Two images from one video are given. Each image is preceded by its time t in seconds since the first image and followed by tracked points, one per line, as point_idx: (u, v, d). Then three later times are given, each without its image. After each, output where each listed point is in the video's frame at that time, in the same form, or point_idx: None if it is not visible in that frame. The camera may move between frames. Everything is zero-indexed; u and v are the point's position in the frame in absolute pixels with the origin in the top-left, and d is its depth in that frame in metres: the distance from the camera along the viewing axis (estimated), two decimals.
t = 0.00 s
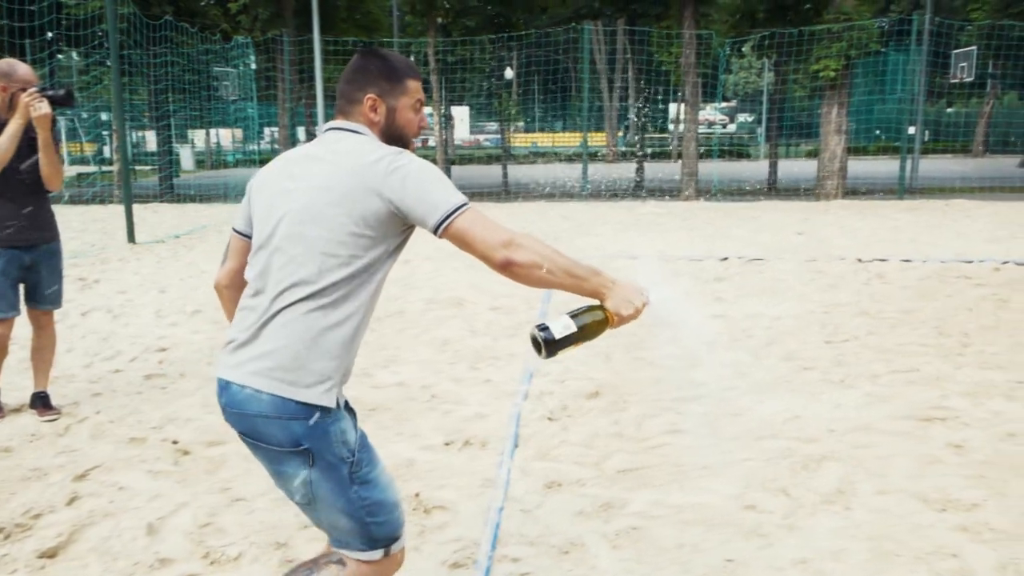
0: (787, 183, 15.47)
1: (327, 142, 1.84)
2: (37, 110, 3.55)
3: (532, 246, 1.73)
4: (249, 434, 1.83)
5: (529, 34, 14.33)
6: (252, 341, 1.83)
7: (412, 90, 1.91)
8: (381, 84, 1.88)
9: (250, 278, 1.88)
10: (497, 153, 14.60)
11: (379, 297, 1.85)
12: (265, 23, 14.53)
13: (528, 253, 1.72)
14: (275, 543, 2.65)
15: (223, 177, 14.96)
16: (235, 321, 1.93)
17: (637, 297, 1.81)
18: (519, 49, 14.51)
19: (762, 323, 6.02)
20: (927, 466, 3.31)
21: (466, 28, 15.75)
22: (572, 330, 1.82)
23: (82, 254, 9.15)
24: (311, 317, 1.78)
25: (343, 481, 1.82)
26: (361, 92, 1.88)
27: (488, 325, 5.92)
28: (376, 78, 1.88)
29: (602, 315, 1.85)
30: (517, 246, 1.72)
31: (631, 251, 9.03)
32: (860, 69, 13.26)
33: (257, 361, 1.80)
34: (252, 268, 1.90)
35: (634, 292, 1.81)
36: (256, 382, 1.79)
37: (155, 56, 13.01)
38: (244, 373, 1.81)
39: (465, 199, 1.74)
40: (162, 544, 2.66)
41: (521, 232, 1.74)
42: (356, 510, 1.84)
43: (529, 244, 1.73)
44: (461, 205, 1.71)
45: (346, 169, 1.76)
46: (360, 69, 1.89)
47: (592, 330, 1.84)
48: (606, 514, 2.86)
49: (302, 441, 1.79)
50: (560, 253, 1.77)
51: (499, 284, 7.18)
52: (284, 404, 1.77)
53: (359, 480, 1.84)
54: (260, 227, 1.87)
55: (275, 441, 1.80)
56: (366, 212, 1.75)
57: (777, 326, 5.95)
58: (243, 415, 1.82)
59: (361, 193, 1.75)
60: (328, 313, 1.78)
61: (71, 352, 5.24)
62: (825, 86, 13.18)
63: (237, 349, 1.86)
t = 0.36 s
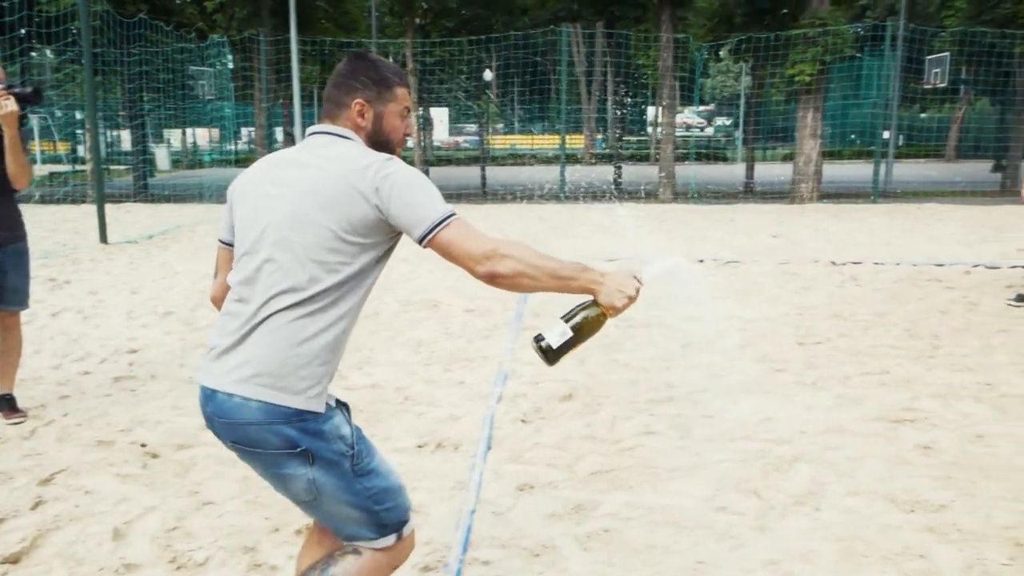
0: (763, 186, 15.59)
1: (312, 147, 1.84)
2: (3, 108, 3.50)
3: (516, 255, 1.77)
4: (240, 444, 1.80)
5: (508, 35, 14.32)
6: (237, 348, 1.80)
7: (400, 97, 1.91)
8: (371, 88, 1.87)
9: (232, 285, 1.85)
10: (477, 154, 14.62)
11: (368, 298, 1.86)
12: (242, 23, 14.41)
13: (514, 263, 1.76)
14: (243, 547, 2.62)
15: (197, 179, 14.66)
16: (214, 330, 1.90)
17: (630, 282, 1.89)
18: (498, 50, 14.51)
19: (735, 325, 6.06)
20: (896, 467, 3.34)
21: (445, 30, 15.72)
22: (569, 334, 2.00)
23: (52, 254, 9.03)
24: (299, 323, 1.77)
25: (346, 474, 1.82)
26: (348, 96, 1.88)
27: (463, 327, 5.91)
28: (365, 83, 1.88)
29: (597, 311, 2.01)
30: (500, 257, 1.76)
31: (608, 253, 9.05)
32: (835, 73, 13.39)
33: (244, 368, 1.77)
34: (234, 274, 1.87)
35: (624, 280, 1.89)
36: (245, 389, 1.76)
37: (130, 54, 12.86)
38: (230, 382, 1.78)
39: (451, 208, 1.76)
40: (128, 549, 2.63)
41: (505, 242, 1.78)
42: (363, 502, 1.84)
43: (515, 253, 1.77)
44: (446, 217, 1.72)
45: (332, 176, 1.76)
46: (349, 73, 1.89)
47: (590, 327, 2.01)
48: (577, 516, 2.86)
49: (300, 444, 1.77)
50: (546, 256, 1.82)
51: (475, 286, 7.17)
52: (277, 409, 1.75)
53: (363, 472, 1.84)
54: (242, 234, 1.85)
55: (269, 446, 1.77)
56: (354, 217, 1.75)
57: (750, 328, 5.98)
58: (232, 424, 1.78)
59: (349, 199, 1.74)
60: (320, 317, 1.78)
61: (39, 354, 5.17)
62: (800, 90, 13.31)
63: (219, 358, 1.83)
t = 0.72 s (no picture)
0: (739, 186, 15.67)
1: (295, 149, 1.85)
2: None
3: (505, 253, 1.77)
4: (234, 447, 1.80)
5: (485, 35, 14.22)
6: (224, 351, 1.80)
7: (385, 99, 1.96)
8: (355, 90, 1.92)
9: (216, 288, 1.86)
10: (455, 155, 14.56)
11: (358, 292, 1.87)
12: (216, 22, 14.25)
13: (501, 261, 1.77)
14: (212, 551, 2.60)
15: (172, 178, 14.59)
16: (200, 334, 1.90)
17: (613, 293, 1.88)
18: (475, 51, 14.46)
19: (710, 324, 6.10)
20: (867, 465, 3.37)
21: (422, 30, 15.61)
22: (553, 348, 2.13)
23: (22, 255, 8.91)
24: (286, 324, 1.78)
25: (345, 463, 1.84)
26: (335, 98, 1.91)
27: (438, 327, 5.89)
28: (350, 85, 1.92)
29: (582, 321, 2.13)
30: (487, 253, 1.77)
31: (584, 253, 9.06)
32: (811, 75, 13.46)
33: (232, 371, 1.78)
34: (218, 277, 1.87)
35: (607, 290, 1.88)
36: (235, 393, 1.77)
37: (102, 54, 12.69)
38: (219, 386, 1.79)
39: (437, 206, 1.77)
40: (95, 554, 2.60)
41: (493, 239, 1.79)
42: (365, 487, 1.87)
43: (503, 250, 1.78)
44: (432, 214, 1.73)
45: (317, 177, 1.77)
46: (335, 73, 1.93)
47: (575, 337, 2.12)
48: (550, 516, 2.86)
49: (293, 442, 1.79)
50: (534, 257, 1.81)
51: (451, 287, 7.15)
52: (268, 411, 1.76)
53: (361, 460, 1.86)
54: (226, 238, 1.86)
55: (264, 447, 1.78)
56: (338, 217, 1.76)
57: (725, 327, 6.02)
58: (224, 428, 1.79)
59: (334, 199, 1.75)
60: (310, 316, 1.79)
61: (6, 357, 5.09)
62: (775, 92, 13.41)
63: (206, 361, 1.84)
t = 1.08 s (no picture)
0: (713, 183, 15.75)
1: (270, 147, 1.86)
2: None
3: (488, 248, 1.81)
4: (225, 448, 1.80)
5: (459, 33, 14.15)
6: (208, 352, 1.80)
7: (366, 97, 1.97)
8: (337, 87, 1.92)
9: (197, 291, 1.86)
10: (430, 153, 14.46)
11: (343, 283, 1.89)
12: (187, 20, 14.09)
13: (486, 255, 1.80)
14: (179, 554, 2.57)
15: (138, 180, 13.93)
16: (181, 338, 1.90)
17: (588, 304, 1.90)
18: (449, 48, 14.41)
19: (682, 321, 6.12)
20: (835, 459, 3.40)
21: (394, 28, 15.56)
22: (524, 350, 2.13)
23: None
24: (270, 320, 1.78)
25: (339, 451, 1.85)
26: (316, 94, 1.92)
27: (411, 327, 5.86)
28: (332, 81, 1.92)
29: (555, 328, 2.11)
30: (473, 248, 1.79)
31: (558, 251, 9.06)
32: (782, 73, 13.55)
33: (219, 371, 1.78)
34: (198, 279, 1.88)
35: (584, 299, 1.90)
36: (222, 392, 1.77)
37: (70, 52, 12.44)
38: (205, 387, 1.78)
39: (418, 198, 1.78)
40: (58, 559, 2.56)
41: (478, 235, 1.82)
42: (361, 472, 1.88)
43: (487, 247, 1.81)
44: (415, 205, 1.76)
45: (295, 174, 1.78)
46: (316, 70, 1.93)
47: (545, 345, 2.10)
48: (521, 514, 2.86)
49: (284, 435, 1.79)
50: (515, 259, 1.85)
51: (425, 286, 7.12)
52: (258, 407, 1.77)
53: (353, 446, 1.88)
54: (204, 240, 1.86)
55: (255, 444, 1.78)
56: (319, 211, 1.77)
57: (697, 324, 6.05)
58: (213, 429, 1.78)
59: (315, 194, 1.77)
60: (296, 309, 1.80)
61: None
62: (747, 90, 13.53)
63: (189, 363, 1.84)
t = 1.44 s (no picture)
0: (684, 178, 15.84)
1: (246, 144, 1.85)
2: None
3: (464, 247, 1.80)
4: (213, 445, 1.81)
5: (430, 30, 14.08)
6: (190, 351, 1.80)
7: (344, 92, 1.96)
8: (315, 82, 1.91)
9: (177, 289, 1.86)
10: (402, 150, 14.36)
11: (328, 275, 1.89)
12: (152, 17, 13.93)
13: (463, 255, 1.79)
14: (143, 559, 2.53)
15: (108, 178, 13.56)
16: (162, 338, 1.89)
17: (565, 294, 1.94)
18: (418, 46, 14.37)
19: (652, 316, 6.15)
20: (802, 451, 3.43)
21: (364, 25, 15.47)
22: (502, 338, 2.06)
23: None
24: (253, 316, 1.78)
25: (328, 440, 1.85)
26: (294, 89, 1.91)
27: (380, 325, 5.83)
28: (310, 76, 1.91)
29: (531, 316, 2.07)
30: (450, 248, 1.79)
31: (529, 248, 9.05)
32: (751, 69, 13.63)
33: (202, 369, 1.77)
34: (178, 278, 1.87)
35: (561, 290, 1.94)
36: (206, 389, 1.77)
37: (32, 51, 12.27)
38: (189, 385, 1.78)
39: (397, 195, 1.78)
40: (18, 566, 2.51)
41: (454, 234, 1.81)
42: (353, 459, 1.89)
43: (465, 247, 1.81)
44: (393, 205, 1.75)
45: (273, 171, 1.78)
46: (294, 64, 1.92)
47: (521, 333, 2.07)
48: (490, 512, 2.85)
49: (271, 428, 1.80)
50: (494, 254, 1.85)
51: (395, 284, 7.09)
52: (244, 403, 1.77)
53: (343, 435, 1.88)
54: (184, 238, 1.86)
55: (243, 439, 1.79)
56: (300, 207, 1.77)
57: (667, 319, 6.08)
58: (200, 427, 1.79)
59: (295, 191, 1.77)
60: (280, 303, 1.81)
61: None
62: (716, 87, 13.64)
63: (170, 363, 1.83)
